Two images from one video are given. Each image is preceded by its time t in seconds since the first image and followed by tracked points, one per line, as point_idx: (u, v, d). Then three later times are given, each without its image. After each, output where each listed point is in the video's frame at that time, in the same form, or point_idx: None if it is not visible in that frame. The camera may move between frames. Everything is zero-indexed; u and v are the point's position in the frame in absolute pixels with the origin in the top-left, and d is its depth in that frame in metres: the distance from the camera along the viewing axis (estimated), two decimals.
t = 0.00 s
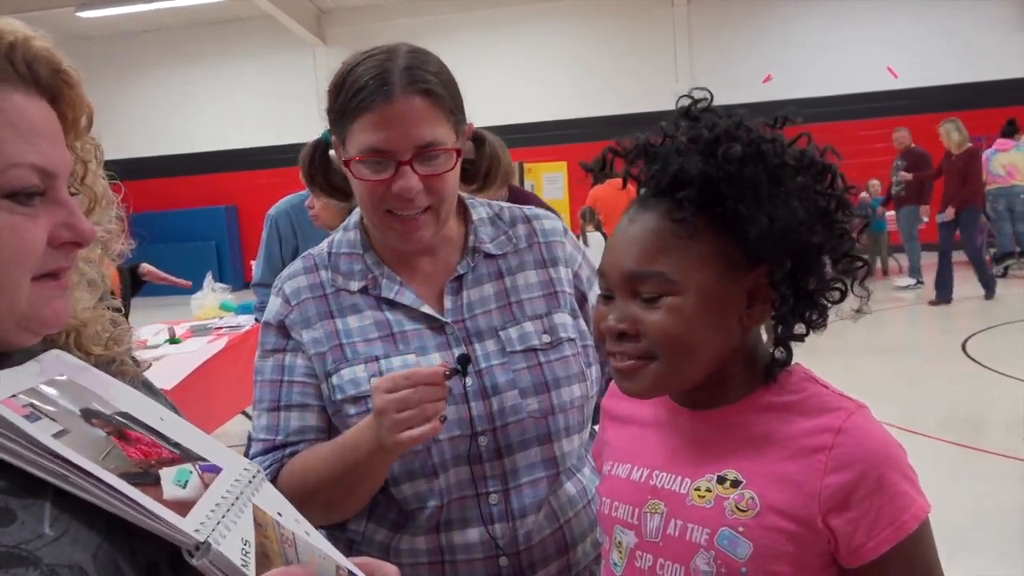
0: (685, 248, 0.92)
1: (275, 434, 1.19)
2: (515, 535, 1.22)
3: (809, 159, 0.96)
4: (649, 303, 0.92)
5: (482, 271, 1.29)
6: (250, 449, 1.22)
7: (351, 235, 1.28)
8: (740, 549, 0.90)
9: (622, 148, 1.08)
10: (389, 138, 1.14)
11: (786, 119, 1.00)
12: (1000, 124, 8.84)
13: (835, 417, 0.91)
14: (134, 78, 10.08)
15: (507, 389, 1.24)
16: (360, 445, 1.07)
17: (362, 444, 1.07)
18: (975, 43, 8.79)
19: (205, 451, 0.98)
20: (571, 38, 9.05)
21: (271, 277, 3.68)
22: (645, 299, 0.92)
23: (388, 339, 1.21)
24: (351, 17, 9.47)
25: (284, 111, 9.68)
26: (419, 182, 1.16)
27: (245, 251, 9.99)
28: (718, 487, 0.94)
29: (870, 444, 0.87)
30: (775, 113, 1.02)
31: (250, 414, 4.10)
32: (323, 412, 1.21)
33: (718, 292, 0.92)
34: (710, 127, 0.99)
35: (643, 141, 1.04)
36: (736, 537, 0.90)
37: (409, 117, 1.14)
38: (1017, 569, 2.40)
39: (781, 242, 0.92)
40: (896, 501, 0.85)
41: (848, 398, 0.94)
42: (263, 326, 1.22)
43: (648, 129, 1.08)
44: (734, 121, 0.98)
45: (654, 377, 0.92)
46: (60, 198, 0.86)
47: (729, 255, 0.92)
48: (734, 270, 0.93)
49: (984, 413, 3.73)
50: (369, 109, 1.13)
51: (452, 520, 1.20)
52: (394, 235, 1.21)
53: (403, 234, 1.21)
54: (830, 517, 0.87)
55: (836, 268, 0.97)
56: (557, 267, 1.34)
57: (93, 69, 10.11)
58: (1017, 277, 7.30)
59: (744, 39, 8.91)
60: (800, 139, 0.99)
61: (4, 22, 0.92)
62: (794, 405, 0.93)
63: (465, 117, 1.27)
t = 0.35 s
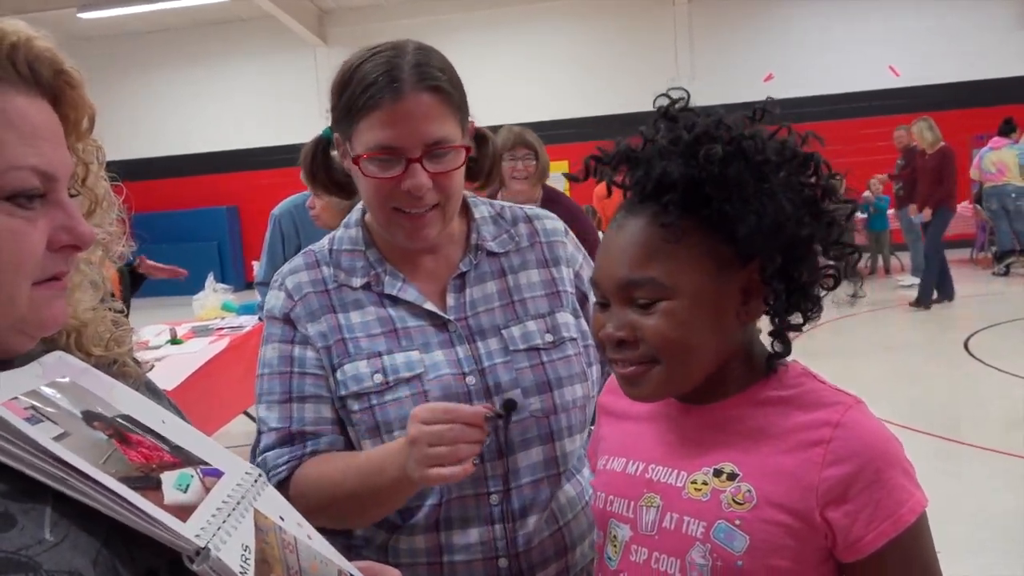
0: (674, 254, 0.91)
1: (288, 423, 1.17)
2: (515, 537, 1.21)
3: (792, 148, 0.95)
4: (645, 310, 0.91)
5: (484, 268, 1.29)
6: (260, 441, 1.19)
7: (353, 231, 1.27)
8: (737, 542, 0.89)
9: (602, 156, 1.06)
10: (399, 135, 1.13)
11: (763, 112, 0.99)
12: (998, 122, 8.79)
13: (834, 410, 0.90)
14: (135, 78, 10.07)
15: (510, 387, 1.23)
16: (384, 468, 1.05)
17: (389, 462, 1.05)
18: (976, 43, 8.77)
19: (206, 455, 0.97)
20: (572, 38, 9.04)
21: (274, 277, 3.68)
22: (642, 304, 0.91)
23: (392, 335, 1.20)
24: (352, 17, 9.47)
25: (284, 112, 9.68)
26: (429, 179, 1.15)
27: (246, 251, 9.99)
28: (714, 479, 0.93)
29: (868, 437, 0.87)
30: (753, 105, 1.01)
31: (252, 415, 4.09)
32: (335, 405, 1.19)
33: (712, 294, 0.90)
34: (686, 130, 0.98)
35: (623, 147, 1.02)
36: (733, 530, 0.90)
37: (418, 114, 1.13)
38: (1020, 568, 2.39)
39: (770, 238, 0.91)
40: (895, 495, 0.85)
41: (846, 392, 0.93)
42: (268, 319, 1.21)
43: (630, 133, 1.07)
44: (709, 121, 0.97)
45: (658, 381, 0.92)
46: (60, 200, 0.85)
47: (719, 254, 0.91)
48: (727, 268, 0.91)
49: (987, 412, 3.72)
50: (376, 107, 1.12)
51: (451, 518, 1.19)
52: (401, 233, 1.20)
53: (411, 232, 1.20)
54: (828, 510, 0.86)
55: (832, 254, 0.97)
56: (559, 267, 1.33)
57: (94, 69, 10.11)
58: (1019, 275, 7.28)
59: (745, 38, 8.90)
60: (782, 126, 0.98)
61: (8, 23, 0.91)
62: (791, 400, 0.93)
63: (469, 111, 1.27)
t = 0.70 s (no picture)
0: (661, 260, 0.90)
1: (297, 427, 1.15)
2: (521, 537, 1.21)
3: (787, 148, 0.93)
4: (637, 314, 0.91)
5: (479, 267, 1.28)
6: (267, 449, 1.16)
7: (343, 236, 1.26)
8: (731, 546, 0.89)
9: (592, 160, 1.06)
10: (393, 141, 1.13)
11: (750, 109, 0.98)
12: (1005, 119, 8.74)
13: (832, 416, 0.89)
14: (137, 78, 10.08)
15: (511, 386, 1.23)
16: (406, 476, 1.05)
17: (410, 467, 1.05)
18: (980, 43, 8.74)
19: (203, 456, 0.96)
20: (573, 37, 9.04)
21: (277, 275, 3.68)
22: (633, 309, 0.91)
23: (390, 337, 1.20)
24: (355, 17, 9.48)
25: (285, 112, 9.68)
26: (431, 180, 1.16)
27: (249, 250, 10.00)
28: (711, 483, 0.93)
29: (867, 443, 0.86)
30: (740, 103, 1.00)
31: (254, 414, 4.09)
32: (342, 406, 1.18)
33: (704, 300, 0.90)
34: (672, 131, 0.97)
35: (613, 149, 1.02)
36: (728, 534, 0.89)
37: (408, 116, 1.13)
38: None
39: (759, 241, 0.89)
40: (893, 502, 0.84)
41: (845, 398, 0.92)
42: (264, 325, 1.19)
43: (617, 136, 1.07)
44: (693, 122, 0.96)
45: (653, 387, 0.92)
46: (58, 201, 0.85)
47: (706, 258, 0.90)
48: (717, 270, 0.91)
49: (991, 413, 3.70)
50: (369, 116, 1.12)
51: (456, 520, 1.18)
52: (403, 236, 1.20)
53: (414, 235, 1.20)
54: (823, 517, 0.85)
55: (827, 250, 0.96)
56: (553, 262, 1.33)
57: (97, 69, 10.12)
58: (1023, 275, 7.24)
59: (747, 38, 8.88)
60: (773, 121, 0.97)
61: (7, 23, 0.91)
62: (789, 404, 0.92)
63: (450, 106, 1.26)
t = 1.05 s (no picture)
0: (637, 269, 0.89)
1: (297, 431, 1.14)
2: (522, 537, 1.20)
3: (767, 143, 0.90)
4: (616, 325, 0.90)
5: (473, 266, 1.27)
6: (267, 452, 1.15)
7: (335, 238, 1.25)
8: (732, 542, 0.87)
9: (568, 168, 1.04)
10: (380, 144, 1.12)
11: (725, 108, 0.96)
12: (1009, 117, 8.76)
13: (824, 394, 0.87)
14: (140, 78, 10.07)
15: (509, 386, 1.22)
16: (411, 475, 1.04)
17: (418, 465, 1.04)
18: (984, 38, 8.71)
19: (198, 456, 0.95)
20: (576, 35, 9.01)
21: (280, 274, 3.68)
22: (613, 320, 0.90)
23: (387, 340, 1.19)
24: (359, 15, 9.49)
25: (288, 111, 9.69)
26: (419, 181, 1.15)
27: (253, 249, 10.01)
28: (709, 479, 0.92)
29: (862, 416, 0.84)
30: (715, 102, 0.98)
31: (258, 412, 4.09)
32: (339, 409, 1.17)
33: (681, 311, 0.88)
34: (642, 137, 0.95)
35: (587, 157, 1.00)
36: (728, 529, 0.88)
37: (395, 118, 1.12)
38: None
39: (731, 247, 0.87)
40: (892, 473, 0.81)
41: (835, 374, 0.90)
42: (260, 330, 1.18)
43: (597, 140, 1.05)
44: (662, 125, 0.94)
45: (634, 398, 0.91)
46: (50, 202, 0.84)
47: (680, 264, 0.88)
48: (693, 278, 0.88)
49: (997, 409, 3.70)
50: (355, 119, 1.11)
51: (457, 522, 1.17)
52: (392, 238, 1.19)
53: (404, 236, 1.19)
54: (821, 501, 0.83)
55: (811, 251, 0.92)
56: (548, 259, 1.32)
57: (100, 69, 10.12)
58: None
59: (751, 35, 8.85)
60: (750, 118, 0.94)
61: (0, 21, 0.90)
62: (778, 393, 0.91)
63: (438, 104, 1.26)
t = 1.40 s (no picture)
0: (585, 294, 0.87)
1: (292, 430, 1.14)
2: (522, 534, 1.19)
3: (713, 158, 0.88)
4: (576, 349, 0.89)
5: (471, 263, 1.27)
6: (263, 452, 1.15)
7: (332, 235, 1.25)
8: (714, 525, 0.86)
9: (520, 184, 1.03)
10: (375, 140, 1.12)
11: (673, 119, 0.94)
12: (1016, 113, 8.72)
13: (775, 364, 0.87)
14: (145, 76, 10.07)
15: (507, 383, 1.21)
16: (406, 476, 1.03)
17: (410, 468, 1.04)
18: (990, 34, 8.67)
19: (195, 453, 0.94)
20: (581, 31, 8.99)
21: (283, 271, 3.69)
22: (572, 344, 0.89)
23: (383, 337, 1.18)
24: (363, 12, 9.49)
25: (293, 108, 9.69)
26: (413, 179, 1.14)
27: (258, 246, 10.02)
28: (689, 466, 0.92)
29: (818, 376, 0.83)
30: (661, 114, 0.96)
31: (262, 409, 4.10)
32: (335, 408, 1.17)
33: (634, 334, 0.86)
34: (586, 156, 0.93)
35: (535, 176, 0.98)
36: (709, 513, 0.87)
37: (391, 115, 1.11)
38: None
39: (678, 271, 0.85)
40: (855, 427, 0.80)
41: (794, 340, 0.90)
42: (256, 329, 1.18)
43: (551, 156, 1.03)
44: (603, 146, 0.92)
45: (595, 421, 0.90)
46: (44, 200, 0.83)
47: (630, 288, 0.86)
48: (644, 303, 0.86)
49: (1003, 406, 3.69)
50: (350, 115, 1.10)
51: (456, 521, 1.17)
52: (387, 235, 1.19)
53: (401, 233, 1.18)
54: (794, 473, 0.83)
55: (765, 263, 0.92)
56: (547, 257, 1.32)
57: (105, 67, 10.13)
58: None
59: (756, 31, 8.80)
60: (694, 130, 0.92)
61: None
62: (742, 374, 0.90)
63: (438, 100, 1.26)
